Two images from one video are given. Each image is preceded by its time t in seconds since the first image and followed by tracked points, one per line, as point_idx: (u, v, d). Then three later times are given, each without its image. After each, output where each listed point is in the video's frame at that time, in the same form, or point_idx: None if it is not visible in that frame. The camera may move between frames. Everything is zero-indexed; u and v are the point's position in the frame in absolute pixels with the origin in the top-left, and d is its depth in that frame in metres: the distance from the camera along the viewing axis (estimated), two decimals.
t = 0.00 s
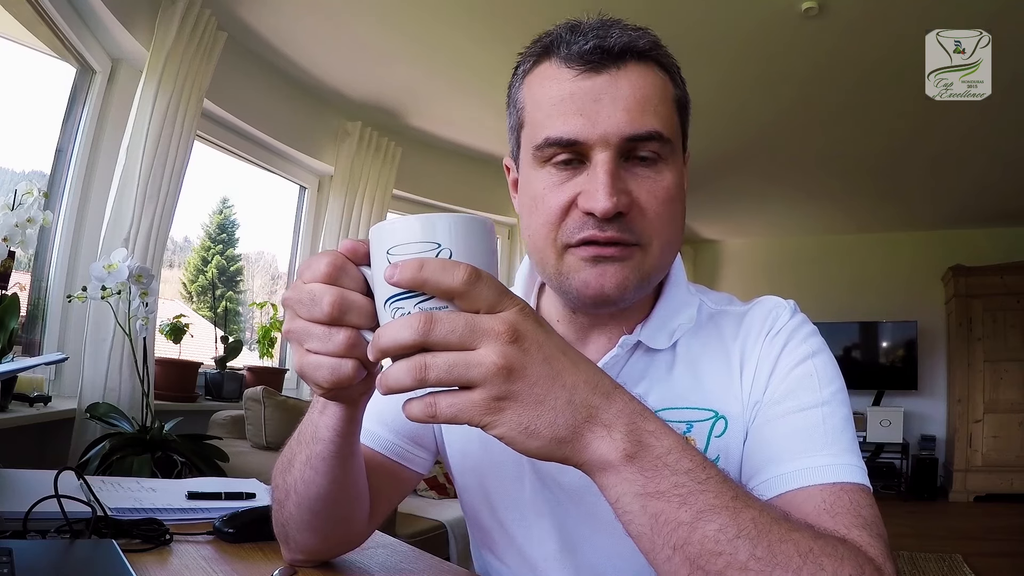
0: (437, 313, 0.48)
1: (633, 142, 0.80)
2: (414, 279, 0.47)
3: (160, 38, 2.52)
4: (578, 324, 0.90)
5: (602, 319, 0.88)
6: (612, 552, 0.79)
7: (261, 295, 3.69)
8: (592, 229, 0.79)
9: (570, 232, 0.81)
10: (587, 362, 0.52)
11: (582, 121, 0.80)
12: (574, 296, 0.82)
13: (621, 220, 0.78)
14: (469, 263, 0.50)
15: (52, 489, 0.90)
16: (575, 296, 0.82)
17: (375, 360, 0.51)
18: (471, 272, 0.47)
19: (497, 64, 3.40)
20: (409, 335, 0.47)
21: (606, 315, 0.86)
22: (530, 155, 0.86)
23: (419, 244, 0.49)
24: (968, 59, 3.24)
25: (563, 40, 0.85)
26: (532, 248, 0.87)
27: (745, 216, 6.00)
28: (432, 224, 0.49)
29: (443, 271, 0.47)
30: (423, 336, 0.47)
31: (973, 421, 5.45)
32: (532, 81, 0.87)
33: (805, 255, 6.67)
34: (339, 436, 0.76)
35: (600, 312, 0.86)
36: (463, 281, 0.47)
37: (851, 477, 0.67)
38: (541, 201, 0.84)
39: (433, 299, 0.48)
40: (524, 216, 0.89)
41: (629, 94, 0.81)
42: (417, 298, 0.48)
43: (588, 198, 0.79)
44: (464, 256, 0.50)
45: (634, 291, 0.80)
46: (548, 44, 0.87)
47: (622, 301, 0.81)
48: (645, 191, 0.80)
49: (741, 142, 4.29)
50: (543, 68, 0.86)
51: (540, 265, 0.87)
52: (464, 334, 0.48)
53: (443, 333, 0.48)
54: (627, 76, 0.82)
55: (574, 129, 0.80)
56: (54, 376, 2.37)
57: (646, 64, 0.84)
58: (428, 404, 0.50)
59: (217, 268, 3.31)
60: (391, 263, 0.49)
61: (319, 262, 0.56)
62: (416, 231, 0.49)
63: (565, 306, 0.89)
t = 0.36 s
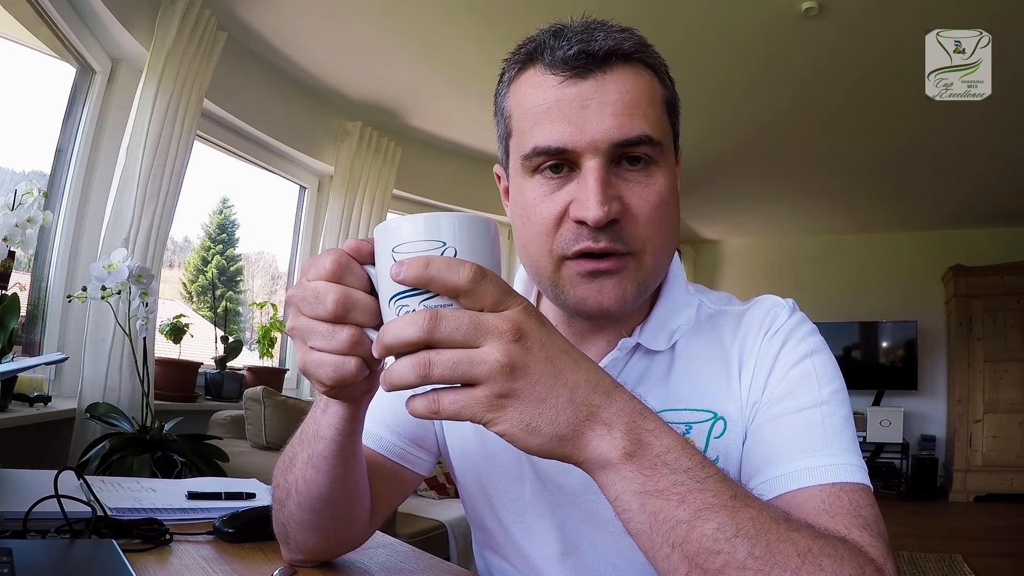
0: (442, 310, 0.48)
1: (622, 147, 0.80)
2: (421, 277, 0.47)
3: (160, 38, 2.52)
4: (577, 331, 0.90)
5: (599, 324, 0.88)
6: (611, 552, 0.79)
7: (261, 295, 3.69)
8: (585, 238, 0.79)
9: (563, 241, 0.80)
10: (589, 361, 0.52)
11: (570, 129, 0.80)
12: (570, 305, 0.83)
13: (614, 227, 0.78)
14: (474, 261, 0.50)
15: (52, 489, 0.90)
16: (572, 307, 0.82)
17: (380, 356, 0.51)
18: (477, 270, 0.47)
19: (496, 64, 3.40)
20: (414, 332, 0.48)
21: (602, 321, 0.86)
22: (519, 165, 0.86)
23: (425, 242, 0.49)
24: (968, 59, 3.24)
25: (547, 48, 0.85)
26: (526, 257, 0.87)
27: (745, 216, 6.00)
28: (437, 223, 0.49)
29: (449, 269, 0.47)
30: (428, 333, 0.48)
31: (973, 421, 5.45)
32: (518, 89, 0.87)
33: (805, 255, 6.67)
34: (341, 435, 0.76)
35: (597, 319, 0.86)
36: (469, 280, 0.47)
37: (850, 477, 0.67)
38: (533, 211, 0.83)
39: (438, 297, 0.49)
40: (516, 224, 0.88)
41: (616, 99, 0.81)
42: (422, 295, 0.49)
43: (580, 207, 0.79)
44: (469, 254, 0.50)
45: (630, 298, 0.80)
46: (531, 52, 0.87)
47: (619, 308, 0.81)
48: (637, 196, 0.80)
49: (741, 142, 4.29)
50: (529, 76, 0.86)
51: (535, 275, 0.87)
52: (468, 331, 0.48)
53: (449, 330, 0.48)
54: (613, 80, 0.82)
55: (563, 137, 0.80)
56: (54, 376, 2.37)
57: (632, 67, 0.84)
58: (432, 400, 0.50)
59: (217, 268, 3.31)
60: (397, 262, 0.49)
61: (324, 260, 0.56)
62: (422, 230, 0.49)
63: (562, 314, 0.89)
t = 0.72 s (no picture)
0: (446, 308, 0.48)
1: (620, 145, 0.80)
2: (425, 275, 0.47)
3: (160, 38, 2.52)
4: (576, 328, 0.90)
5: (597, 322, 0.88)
6: (611, 553, 0.79)
7: (261, 295, 3.69)
8: (583, 234, 0.79)
9: (560, 238, 0.81)
10: (592, 358, 0.52)
11: (568, 126, 0.80)
12: (568, 303, 0.83)
13: (612, 224, 0.78)
14: (476, 259, 0.50)
15: (52, 489, 0.90)
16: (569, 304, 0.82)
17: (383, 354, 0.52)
18: (481, 269, 0.48)
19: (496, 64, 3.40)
20: (418, 330, 0.48)
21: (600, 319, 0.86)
22: (517, 163, 0.86)
23: (427, 241, 0.49)
24: (968, 59, 3.24)
25: (546, 45, 0.85)
26: (524, 255, 0.87)
27: (745, 216, 6.00)
28: (439, 222, 0.49)
29: (454, 267, 0.47)
30: (432, 331, 0.48)
31: (973, 421, 5.45)
32: (516, 87, 0.87)
33: (805, 256, 6.67)
34: (343, 435, 0.76)
35: (596, 318, 0.86)
36: (473, 278, 0.48)
37: (849, 477, 0.67)
38: (531, 209, 0.83)
39: (442, 295, 0.49)
40: (514, 222, 0.88)
41: (614, 97, 0.81)
42: (425, 293, 0.49)
43: (578, 204, 0.79)
44: (471, 252, 0.50)
45: (628, 295, 0.80)
46: (530, 51, 0.87)
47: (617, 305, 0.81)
48: (635, 193, 0.80)
49: (741, 143, 4.29)
50: (527, 74, 0.86)
51: (532, 272, 0.87)
52: (472, 329, 0.48)
53: (452, 328, 0.48)
54: (611, 79, 0.82)
55: (561, 135, 0.80)
56: (54, 376, 2.37)
57: (631, 65, 0.84)
58: (435, 397, 0.50)
59: (217, 268, 3.31)
60: (400, 260, 0.49)
61: (326, 260, 0.56)
62: (424, 229, 0.49)
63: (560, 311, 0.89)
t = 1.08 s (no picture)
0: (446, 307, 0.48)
1: (612, 135, 0.80)
2: (425, 273, 0.47)
3: (160, 38, 2.52)
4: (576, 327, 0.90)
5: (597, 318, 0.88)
6: (612, 553, 0.79)
7: (261, 295, 3.69)
8: (581, 224, 0.79)
9: (559, 231, 0.81)
10: (592, 360, 0.52)
11: (561, 118, 0.80)
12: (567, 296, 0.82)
13: (607, 212, 0.78)
14: (476, 258, 0.50)
15: (53, 489, 0.90)
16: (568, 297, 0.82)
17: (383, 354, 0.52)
18: (482, 267, 0.48)
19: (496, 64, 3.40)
20: (419, 328, 0.48)
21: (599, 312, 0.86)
22: (513, 158, 0.87)
23: (427, 240, 0.49)
24: (968, 59, 3.24)
25: (536, 43, 0.85)
26: (523, 251, 0.87)
27: (745, 216, 6.00)
28: (439, 220, 0.49)
29: (454, 266, 0.47)
30: (433, 329, 0.48)
31: (973, 421, 5.45)
32: (510, 85, 0.87)
33: (804, 256, 6.67)
34: (344, 436, 0.76)
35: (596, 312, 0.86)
36: (473, 277, 0.48)
37: (849, 478, 0.67)
38: (529, 203, 0.84)
39: (442, 294, 0.49)
40: (512, 220, 0.88)
41: (606, 90, 0.81)
42: (426, 292, 0.49)
43: (573, 193, 0.79)
44: (471, 251, 0.50)
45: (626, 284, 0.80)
46: (522, 50, 0.87)
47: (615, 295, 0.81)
48: (628, 182, 0.80)
49: (741, 143, 4.29)
50: (519, 72, 0.86)
51: (531, 267, 0.87)
52: (472, 327, 0.48)
53: (452, 326, 0.48)
54: (602, 72, 0.82)
55: (554, 126, 0.81)
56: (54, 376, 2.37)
57: (620, 58, 0.84)
58: (434, 396, 0.51)
59: (217, 268, 3.31)
60: (401, 259, 0.49)
61: (326, 260, 0.56)
62: (424, 227, 0.49)
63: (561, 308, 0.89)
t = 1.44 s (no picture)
0: (461, 287, 0.48)
1: (620, 128, 0.81)
2: (444, 253, 0.47)
3: (160, 38, 2.52)
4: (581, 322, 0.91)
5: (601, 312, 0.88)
6: (614, 552, 0.79)
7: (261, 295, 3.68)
8: (586, 214, 0.78)
9: (564, 219, 0.79)
10: (590, 362, 0.52)
11: (571, 110, 0.81)
12: (572, 287, 0.81)
13: (613, 202, 0.78)
14: (497, 241, 0.49)
15: (53, 489, 0.90)
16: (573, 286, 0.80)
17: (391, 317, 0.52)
18: (500, 255, 0.47)
19: (496, 64, 3.40)
20: (431, 305, 0.48)
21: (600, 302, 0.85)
22: (522, 151, 0.86)
23: (449, 217, 0.48)
24: (968, 58, 3.24)
25: (548, 40, 0.86)
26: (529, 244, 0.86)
27: (744, 216, 6.00)
28: (463, 197, 0.48)
29: (472, 251, 0.47)
30: (444, 308, 0.48)
31: (973, 421, 5.46)
32: (521, 81, 0.88)
33: (804, 256, 6.67)
34: (310, 412, 0.74)
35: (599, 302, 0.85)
36: (490, 264, 0.47)
37: (851, 477, 0.67)
38: (536, 193, 0.83)
39: (458, 274, 0.48)
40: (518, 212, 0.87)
41: (614, 85, 0.82)
42: (441, 270, 0.48)
43: (580, 182, 0.78)
44: (491, 234, 0.49)
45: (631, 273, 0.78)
46: (534, 46, 0.88)
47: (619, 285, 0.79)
48: (635, 175, 0.80)
49: (741, 143, 4.29)
50: (531, 68, 0.87)
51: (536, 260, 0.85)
52: (484, 313, 0.48)
53: (465, 309, 0.48)
54: (611, 68, 0.83)
55: (564, 118, 0.81)
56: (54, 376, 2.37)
57: (630, 57, 0.85)
58: (435, 370, 0.51)
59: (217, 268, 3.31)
60: (418, 234, 0.48)
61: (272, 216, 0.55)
62: (446, 203, 0.48)
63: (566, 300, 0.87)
